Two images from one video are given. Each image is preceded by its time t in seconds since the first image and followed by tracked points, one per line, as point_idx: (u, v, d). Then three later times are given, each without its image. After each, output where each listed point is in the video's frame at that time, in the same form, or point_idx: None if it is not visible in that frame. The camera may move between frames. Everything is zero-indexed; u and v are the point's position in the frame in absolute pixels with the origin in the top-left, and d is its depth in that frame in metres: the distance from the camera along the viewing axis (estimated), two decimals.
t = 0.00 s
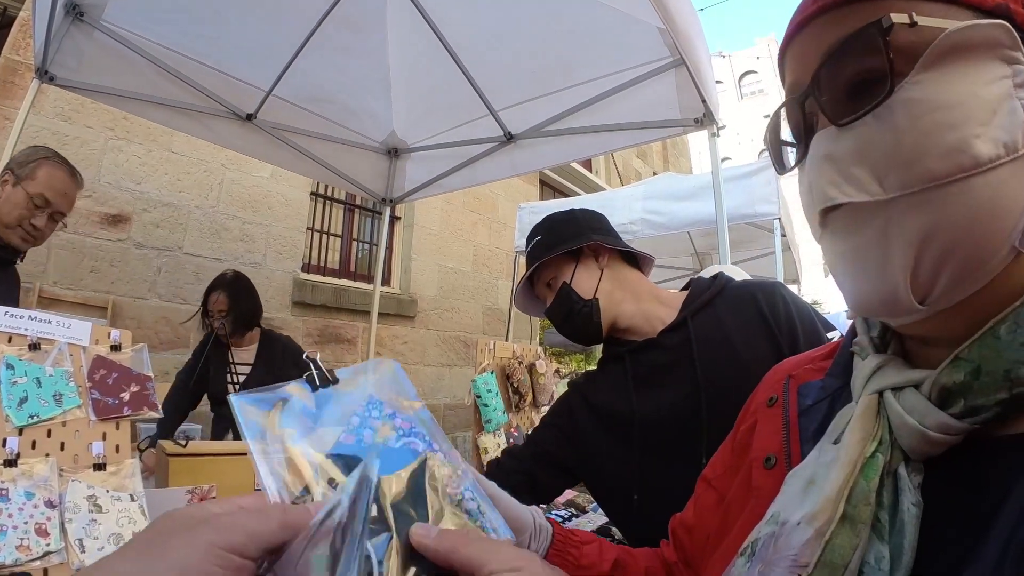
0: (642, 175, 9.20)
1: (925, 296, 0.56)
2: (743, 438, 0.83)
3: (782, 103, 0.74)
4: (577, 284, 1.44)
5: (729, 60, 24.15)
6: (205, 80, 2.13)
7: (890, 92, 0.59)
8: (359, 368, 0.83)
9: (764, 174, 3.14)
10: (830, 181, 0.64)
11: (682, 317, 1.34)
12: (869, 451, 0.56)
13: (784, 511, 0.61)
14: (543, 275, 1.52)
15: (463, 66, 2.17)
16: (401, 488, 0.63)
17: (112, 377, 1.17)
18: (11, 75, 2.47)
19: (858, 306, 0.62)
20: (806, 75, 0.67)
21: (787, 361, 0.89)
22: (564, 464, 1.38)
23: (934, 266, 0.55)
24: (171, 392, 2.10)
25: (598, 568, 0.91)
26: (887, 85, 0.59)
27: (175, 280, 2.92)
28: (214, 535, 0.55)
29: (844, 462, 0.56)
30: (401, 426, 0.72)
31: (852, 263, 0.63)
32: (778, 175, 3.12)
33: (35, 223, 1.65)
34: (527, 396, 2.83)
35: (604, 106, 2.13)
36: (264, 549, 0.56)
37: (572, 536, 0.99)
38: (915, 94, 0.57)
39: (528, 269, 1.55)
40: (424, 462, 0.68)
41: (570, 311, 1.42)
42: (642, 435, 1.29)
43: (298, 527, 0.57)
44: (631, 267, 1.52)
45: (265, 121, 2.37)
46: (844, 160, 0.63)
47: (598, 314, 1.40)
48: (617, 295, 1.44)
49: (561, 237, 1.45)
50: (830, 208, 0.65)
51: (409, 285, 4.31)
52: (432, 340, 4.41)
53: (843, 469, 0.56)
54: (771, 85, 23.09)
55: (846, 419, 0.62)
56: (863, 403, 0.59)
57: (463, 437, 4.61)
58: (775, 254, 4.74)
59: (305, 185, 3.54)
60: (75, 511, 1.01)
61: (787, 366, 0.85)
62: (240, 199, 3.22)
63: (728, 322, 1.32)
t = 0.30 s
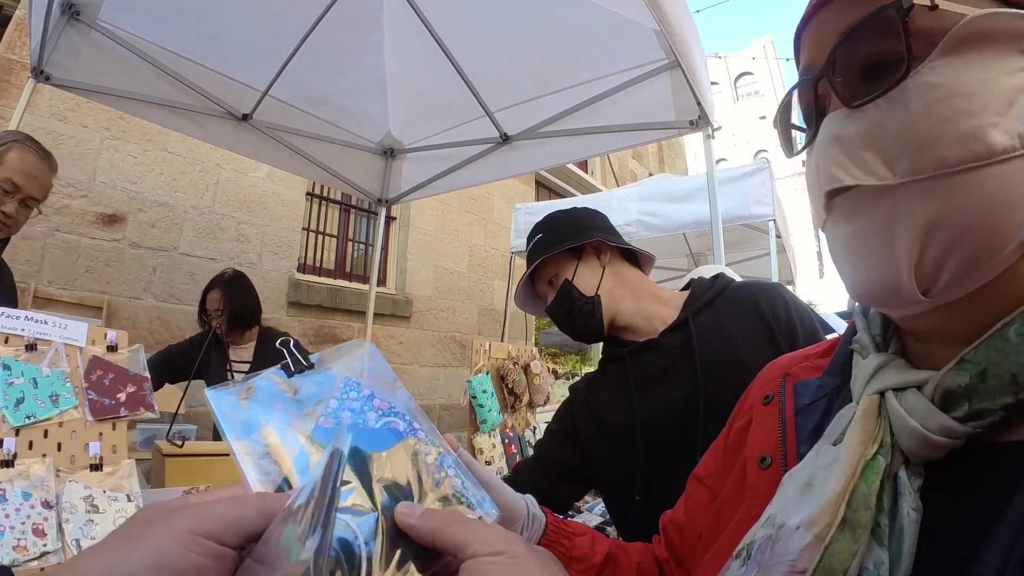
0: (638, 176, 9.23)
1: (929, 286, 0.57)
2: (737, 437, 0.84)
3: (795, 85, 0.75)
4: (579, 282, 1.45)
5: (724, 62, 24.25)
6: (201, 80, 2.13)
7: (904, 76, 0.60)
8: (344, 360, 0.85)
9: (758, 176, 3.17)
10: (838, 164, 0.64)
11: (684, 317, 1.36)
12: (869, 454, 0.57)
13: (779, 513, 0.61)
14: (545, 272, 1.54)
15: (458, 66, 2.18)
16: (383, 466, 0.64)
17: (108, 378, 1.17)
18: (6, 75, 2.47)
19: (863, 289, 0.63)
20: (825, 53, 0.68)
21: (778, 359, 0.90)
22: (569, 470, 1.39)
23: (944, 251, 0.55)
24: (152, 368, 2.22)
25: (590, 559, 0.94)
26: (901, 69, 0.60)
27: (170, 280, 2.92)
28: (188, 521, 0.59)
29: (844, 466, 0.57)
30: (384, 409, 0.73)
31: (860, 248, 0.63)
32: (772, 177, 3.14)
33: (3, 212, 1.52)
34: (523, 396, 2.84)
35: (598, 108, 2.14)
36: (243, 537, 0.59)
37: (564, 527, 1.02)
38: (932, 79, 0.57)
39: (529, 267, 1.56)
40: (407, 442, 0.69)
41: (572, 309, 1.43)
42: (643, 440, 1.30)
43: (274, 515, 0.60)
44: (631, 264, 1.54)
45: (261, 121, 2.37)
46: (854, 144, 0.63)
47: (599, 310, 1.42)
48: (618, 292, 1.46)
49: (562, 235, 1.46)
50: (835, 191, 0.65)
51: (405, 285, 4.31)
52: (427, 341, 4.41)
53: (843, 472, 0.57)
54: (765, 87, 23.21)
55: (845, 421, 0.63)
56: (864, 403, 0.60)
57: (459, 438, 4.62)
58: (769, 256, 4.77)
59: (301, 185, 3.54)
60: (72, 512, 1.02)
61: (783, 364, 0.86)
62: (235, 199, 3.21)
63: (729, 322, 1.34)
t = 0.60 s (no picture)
0: (635, 179, 9.27)
1: (930, 287, 0.57)
2: (737, 439, 0.85)
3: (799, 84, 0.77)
4: (593, 278, 1.48)
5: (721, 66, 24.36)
6: (199, 81, 2.13)
7: (906, 76, 0.61)
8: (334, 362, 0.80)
9: (755, 179, 3.19)
10: (840, 163, 0.65)
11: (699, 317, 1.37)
12: (873, 459, 0.57)
13: (783, 518, 0.61)
14: (560, 269, 1.56)
15: (457, 69, 2.18)
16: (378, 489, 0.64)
17: (107, 380, 1.17)
18: (4, 75, 2.46)
19: (863, 287, 0.64)
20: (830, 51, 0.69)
21: (778, 361, 0.91)
22: (581, 470, 1.38)
23: (945, 249, 0.56)
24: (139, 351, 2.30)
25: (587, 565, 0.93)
26: (902, 69, 0.61)
27: (167, 282, 2.91)
28: (184, 535, 0.56)
29: (849, 470, 0.57)
30: (373, 417, 0.72)
31: (863, 246, 0.64)
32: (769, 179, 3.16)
33: None
34: (520, 398, 2.84)
35: (595, 111, 2.15)
36: (238, 551, 0.57)
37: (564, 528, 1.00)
38: (934, 79, 0.58)
39: (544, 264, 1.59)
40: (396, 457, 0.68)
41: (587, 305, 1.45)
42: (655, 441, 1.30)
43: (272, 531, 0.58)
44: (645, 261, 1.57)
45: (259, 123, 2.37)
46: (856, 143, 0.64)
47: (614, 306, 1.44)
48: (632, 288, 1.48)
49: (579, 230, 1.49)
50: (837, 191, 0.66)
51: (403, 287, 4.31)
52: (425, 343, 4.41)
53: (848, 476, 0.57)
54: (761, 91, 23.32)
55: (847, 424, 0.63)
56: (868, 407, 0.60)
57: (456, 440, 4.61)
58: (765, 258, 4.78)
59: (298, 187, 3.54)
60: (72, 515, 1.01)
61: (783, 366, 0.87)
62: (233, 201, 3.21)
63: (744, 325, 1.34)
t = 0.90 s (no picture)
0: (634, 182, 9.29)
1: (929, 295, 0.58)
2: (736, 446, 0.85)
3: (796, 93, 0.78)
4: (615, 280, 1.52)
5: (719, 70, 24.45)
6: (199, 85, 2.13)
7: (904, 86, 0.61)
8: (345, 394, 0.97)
9: (754, 183, 3.20)
10: (838, 173, 0.66)
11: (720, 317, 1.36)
12: (873, 467, 0.57)
13: (783, 526, 0.61)
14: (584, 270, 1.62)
15: (456, 73, 2.19)
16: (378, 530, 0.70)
17: (107, 385, 1.17)
18: (4, 78, 2.47)
19: (859, 297, 0.64)
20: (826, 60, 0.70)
21: (777, 367, 0.91)
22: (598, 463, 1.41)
23: (942, 258, 0.57)
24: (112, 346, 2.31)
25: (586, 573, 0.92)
26: (900, 79, 0.62)
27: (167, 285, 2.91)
28: (198, 550, 0.55)
29: (849, 478, 0.57)
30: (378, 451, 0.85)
31: (860, 256, 0.64)
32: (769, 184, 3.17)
33: None
34: (520, 403, 2.83)
35: (595, 115, 2.16)
36: (251, 564, 0.57)
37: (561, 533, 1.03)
38: (931, 89, 0.59)
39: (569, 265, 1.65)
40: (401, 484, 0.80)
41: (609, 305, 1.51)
42: (672, 439, 1.31)
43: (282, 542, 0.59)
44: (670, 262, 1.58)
45: (260, 127, 2.35)
46: (854, 154, 0.65)
47: (634, 307, 1.48)
48: (652, 290, 1.51)
49: (601, 233, 1.54)
50: (836, 201, 0.67)
51: (402, 291, 4.31)
52: (425, 346, 4.41)
53: (849, 485, 0.57)
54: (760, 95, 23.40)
55: (847, 432, 0.64)
56: (867, 415, 0.61)
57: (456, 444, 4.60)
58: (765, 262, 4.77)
59: (298, 191, 3.55)
60: (72, 519, 1.01)
61: (781, 372, 0.87)
62: (233, 205, 3.22)
63: (764, 327, 1.33)
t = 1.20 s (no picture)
0: (635, 187, 9.31)
1: (904, 308, 0.59)
2: (722, 453, 0.86)
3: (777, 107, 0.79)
4: (621, 285, 1.54)
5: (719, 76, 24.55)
6: (199, 91, 2.15)
7: (874, 102, 0.62)
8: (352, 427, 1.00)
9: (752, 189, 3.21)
10: (815, 190, 0.68)
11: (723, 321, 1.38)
12: (852, 475, 0.59)
13: (764, 534, 0.63)
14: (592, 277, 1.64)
15: (453, 78, 2.21)
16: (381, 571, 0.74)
17: (106, 390, 1.18)
18: (7, 84, 2.49)
19: (834, 309, 0.66)
20: (801, 75, 0.71)
21: (764, 374, 0.92)
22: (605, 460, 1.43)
23: (915, 272, 0.58)
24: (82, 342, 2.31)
25: None
26: (870, 95, 0.63)
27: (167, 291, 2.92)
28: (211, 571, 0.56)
29: (828, 487, 0.58)
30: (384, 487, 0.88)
31: (836, 269, 0.66)
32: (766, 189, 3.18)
33: None
34: (519, 408, 2.82)
35: (592, 121, 2.18)
36: None
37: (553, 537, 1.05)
38: (900, 104, 0.60)
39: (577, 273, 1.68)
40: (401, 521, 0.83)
41: (619, 310, 1.52)
42: (675, 442, 1.32)
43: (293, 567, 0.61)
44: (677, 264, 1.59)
45: (260, 133, 2.39)
46: (829, 171, 0.67)
47: (641, 311, 1.49)
48: (659, 293, 1.52)
49: (606, 240, 1.56)
50: (816, 215, 0.68)
51: (402, 296, 4.32)
52: (424, 351, 4.42)
53: (828, 493, 0.58)
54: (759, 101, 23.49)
55: (829, 441, 0.65)
56: (847, 423, 0.62)
57: (455, 449, 4.59)
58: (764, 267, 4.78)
59: (298, 196, 3.56)
60: (71, 522, 1.02)
61: (768, 379, 0.88)
62: (233, 210, 3.23)
63: (767, 331, 1.34)
